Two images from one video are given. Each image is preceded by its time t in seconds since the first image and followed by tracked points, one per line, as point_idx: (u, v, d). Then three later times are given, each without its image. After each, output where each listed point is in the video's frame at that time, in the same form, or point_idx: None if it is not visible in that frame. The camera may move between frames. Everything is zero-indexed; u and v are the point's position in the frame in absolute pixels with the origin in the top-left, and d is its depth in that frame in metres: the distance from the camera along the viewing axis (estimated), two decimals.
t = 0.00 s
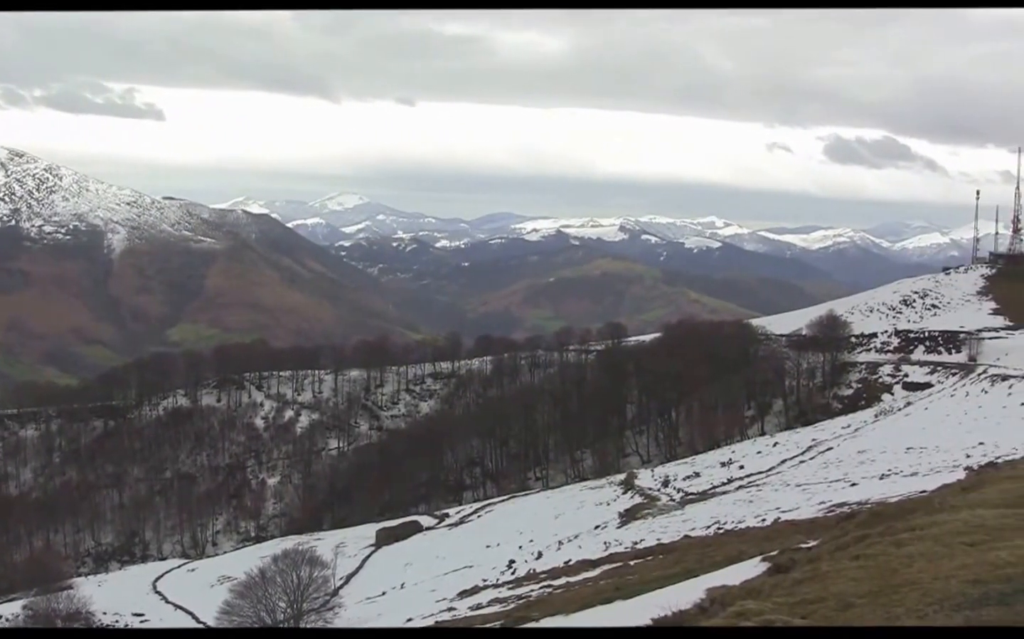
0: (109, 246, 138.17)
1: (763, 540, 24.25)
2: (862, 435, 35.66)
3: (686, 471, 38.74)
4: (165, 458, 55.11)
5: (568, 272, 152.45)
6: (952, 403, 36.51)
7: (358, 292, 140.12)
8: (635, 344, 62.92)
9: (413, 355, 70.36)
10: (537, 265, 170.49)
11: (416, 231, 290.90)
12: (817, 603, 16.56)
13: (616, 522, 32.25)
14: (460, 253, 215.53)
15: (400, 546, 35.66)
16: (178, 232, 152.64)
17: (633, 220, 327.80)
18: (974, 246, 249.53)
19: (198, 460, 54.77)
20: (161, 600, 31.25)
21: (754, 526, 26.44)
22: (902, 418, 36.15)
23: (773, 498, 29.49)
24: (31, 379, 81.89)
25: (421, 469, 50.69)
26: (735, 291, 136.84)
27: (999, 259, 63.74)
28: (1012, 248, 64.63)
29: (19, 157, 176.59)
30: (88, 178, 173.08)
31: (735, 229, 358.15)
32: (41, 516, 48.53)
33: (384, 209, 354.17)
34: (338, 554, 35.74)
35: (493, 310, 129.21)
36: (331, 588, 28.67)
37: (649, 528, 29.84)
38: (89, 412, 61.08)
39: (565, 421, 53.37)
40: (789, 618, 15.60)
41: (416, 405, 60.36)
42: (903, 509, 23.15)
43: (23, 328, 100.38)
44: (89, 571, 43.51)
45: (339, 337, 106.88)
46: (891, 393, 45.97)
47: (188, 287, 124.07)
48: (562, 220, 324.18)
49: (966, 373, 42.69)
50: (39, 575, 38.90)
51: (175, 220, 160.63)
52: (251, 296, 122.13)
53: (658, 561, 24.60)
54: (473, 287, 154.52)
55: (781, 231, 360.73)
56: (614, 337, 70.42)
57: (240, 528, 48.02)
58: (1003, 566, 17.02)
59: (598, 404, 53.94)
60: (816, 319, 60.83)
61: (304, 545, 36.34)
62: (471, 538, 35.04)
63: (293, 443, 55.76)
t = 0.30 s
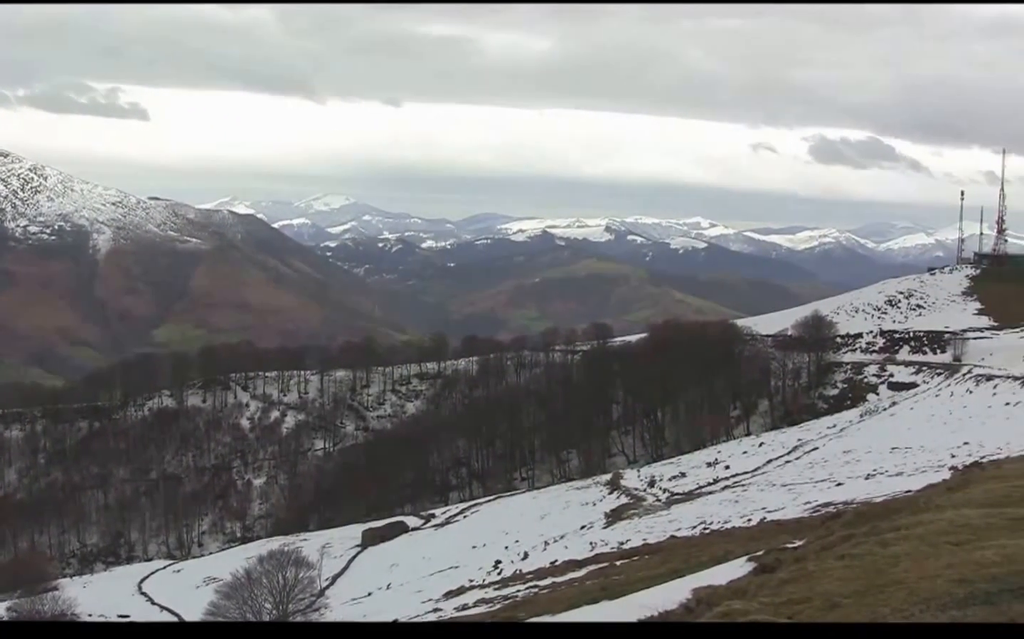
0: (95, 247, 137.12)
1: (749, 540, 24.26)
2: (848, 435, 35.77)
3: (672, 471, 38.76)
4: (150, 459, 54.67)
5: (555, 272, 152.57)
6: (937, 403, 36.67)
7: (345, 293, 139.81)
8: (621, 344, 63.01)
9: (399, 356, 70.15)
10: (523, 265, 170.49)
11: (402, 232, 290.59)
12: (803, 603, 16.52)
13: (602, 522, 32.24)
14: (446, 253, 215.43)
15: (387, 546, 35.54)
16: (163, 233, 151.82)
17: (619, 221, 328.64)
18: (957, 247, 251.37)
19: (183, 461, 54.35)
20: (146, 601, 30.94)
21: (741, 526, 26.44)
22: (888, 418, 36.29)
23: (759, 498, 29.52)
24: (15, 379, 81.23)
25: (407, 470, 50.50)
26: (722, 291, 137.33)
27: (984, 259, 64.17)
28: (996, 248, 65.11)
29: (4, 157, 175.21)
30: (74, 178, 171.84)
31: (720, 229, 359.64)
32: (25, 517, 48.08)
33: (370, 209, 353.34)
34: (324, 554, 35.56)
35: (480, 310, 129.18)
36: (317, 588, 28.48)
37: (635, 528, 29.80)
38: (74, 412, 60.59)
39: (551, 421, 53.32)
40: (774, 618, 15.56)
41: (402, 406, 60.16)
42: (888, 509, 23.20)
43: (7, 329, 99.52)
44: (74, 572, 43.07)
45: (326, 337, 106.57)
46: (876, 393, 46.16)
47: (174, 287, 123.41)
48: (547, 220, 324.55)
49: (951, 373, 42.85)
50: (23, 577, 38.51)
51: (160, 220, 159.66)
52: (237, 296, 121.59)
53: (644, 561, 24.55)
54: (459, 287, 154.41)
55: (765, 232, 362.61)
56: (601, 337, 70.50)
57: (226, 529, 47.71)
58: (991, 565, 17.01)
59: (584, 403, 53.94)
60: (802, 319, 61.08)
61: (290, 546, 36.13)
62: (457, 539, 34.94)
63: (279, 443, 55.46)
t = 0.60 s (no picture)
0: (80, 246, 136.14)
1: (735, 539, 24.28)
2: (833, 435, 35.89)
3: (658, 471, 38.77)
4: (135, 459, 54.26)
5: (541, 273, 152.64)
6: (923, 403, 36.83)
7: (331, 293, 139.43)
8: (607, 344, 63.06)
9: (385, 356, 69.94)
10: (508, 266, 170.42)
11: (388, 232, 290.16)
12: (790, 603, 16.48)
13: (588, 522, 32.19)
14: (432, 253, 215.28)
15: (374, 546, 35.42)
16: (149, 233, 151.03)
17: (605, 221, 329.43)
18: (941, 247, 253.02)
19: (168, 460, 53.97)
20: (131, 602, 30.63)
21: (726, 525, 26.47)
22: (873, 418, 36.42)
23: (745, 498, 29.56)
24: None
25: (393, 470, 50.38)
26: (707, 291, 137.81)
27: (968, 260, 64.56)
28: (980, 248, 65.44)
29: None
30: (58, 178, 170.53)
31: (706, 229, 360.84)
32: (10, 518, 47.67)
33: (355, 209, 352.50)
34: (311, 555, 35.38)
35: (466, 310, 129.14)
36: (303, 589, 28.31)
37: (621, 528, 29.78)
38: (58, 413, 60.05)
39: (537, 421, 53.30)
40: (759, 617, 15.53)
41: (388, 406, 59.98)
42: (874, 508, 23.24)
43: None
44: (59, 573, 42.74)
45: (312, 337, 106.22)
46: (862, 392, 46.35)
47: (159, 287, 122.71)
48: (533, 220, 324.69)
49: (936, 373, 43.07)
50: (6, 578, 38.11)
51: (146, 220, 158.71)
52: (223, 296, 121.03)
53: (630, 561, 24.54)
54: (445, 288, 154.24)
55: (750, 234, 364.08)
56: (587, 337, 70.56)
57: (212, 530, 47.41)
58: (976, 564, 17.01)
59: (571, 403, 54.00)
60: (788, 319, 61.31)
61: (276, 547, 35.95)
62: (444, 539, 34.85)
63: (265, 444, 55.23)
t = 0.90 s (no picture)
0: (65, 246, 134.99)
1: (721, 539, 24.26)
2: (819, 434, 35.95)
3: (644, 471, 38.68)
4: (120, 460, 53.82)
5: (527, 272, 152.45)
6: (909, 402, 36.91)
7: (317, 293, 138.90)
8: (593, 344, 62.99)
9: (371, 356, 69.67)
10: (494, 266, 170.05)
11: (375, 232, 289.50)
12: (775, 602, 16.47)
13: (574, 522, 32.10)
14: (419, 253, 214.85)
15: (360, 546, 35.25)
16: (135, 233, 150.06)
17: (591, 221, 329.62)
18: (926, 246, 253.91)
19: (154, 461, 53.54)
20: (117, 603, 30.35)
21: (713, 525, 26.46)
22: (859, 418, 36.48)
23: (731, 498, 29.54)
24: None
25: (380, 470, 50.22)
26: (694, 291, 137.94)
27: (954, 259, 64.80)
28: (968, 249, 65.20)
29: None
30: (44, 178, 169.21)
31: (692, 229, 361.54)
32: None
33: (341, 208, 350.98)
34: (297, 555, 35.19)
35: (452, 310, 128.81)
36: (290, 589, 28.15)
37: (607, 528, 29.70)
38: (42, 412, 59.52)
39: (524, 421, 53.23)
40: (744, 616, 15.52)
41: (374, 406, 59.75)
42: (859, 508, 23.27)
43: None
44: (45, 574, 42.34)
45: (297, 338, 105.74)
46: (848, 392, 46.47)
47: (145, 287, 121.92)
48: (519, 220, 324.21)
49: (921, 373, 43.21)
50: None
51: (132, 220, 157.67)
52: (209, 296, 120.36)
53: (616, 561, 24.49)
54: (432, 288, 153.90)
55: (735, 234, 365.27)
56: (573, 337, 70.47)
57: (198, 530, 47.07)
58: (960, 563, 17.00)
59: (557, 403, 53.96)
60: (774, 319, 61.47)
61: (263, 547, 35.76)
62: (430, 539, 34.71)
63: (251, 444, 54.96)
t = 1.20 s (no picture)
0: (51, 246, 133.98)
1: (707, 539, 24.21)
2: (806, 434, 35.98)
3: (631, 471, 38.62)
4: (107, 460, 53.35)
5: (514, 272, 152.14)
6: (895, 402, 37.01)
7: (304, 293, 138.24)
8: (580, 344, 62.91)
9: (358, 355, 69.36)
10: (481, 266, 169.63)
11: (361, 232, 288.41)
12: (762, 601, 16.44)
13: (561, 521, 31.98)
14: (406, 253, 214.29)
15: (348, 546, 35.07)
16: (121, 233, 148.93)
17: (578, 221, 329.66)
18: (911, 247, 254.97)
19: (141, 462, 53.05)
20: (104, 603, 30.07)
21: (700, 524, 26.40)
22: (846, 417, 36.53)
23: (718, 497, 29.50)
24: None
25: (366, 470, 50.03)
26: (681, 291, 137.97)
27: (940, 259, 65.03)
28: (952, 248, 65.61)
29: None
30: (29, 177, 167.73)
31: (679, 229, 362.12)
32: None
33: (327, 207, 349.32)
34: (284, 555, 34.99)
35: (439, 310, 128.41)
36: (277, 589, 27.98)
37: (595, 527, 29.59)
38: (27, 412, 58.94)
39: (511, 422, 53.12)
40: (731, 616, 15.47)
41: (360, 406, 59.48)
42: (846, 508, 23.24)
43: None
44: (31, 575, 41.64)
45: (284, 338, 105.15)
46: (835, 392, 46.58)
47: (131, 287, 121.00)
48: (506, 220, 323.47)
49: (907, 373, 43.36)
50: None
51: (118, 220, 156.54)
52: (195, 296, 119.61)
53: (603, 560, 24.42)
54: (418, 287, 153.46)
55: (721, 234, 365.48)
56: (559, 337, 70.34)
57: (185, 530, 46.70)
58: (947, 562, 16.96)
59: (544, 404, 53.88)
60: (760, 319, 61.56)
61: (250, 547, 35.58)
62: (418, 539, 34.53)
63: (237, 444, 54.74)
